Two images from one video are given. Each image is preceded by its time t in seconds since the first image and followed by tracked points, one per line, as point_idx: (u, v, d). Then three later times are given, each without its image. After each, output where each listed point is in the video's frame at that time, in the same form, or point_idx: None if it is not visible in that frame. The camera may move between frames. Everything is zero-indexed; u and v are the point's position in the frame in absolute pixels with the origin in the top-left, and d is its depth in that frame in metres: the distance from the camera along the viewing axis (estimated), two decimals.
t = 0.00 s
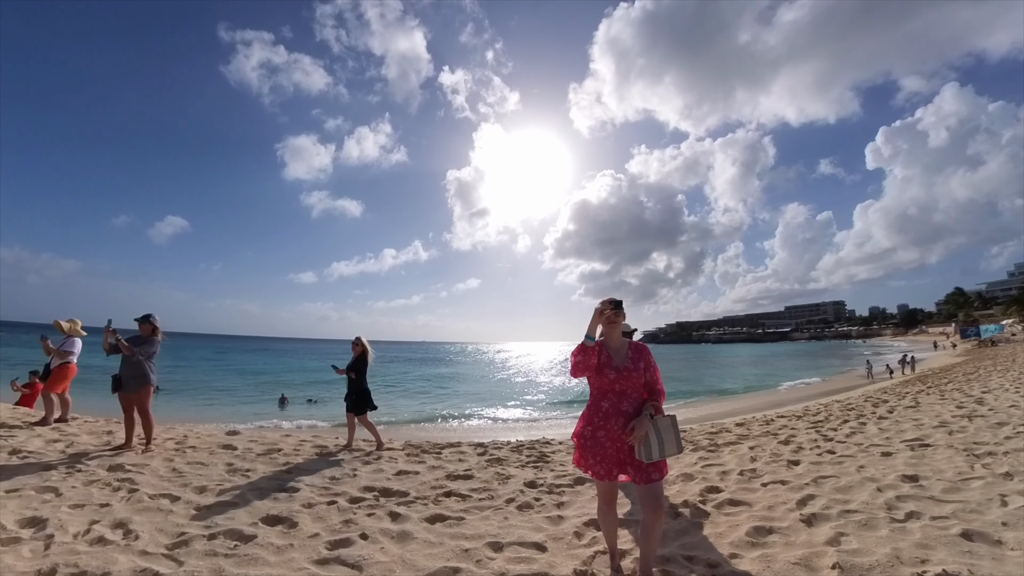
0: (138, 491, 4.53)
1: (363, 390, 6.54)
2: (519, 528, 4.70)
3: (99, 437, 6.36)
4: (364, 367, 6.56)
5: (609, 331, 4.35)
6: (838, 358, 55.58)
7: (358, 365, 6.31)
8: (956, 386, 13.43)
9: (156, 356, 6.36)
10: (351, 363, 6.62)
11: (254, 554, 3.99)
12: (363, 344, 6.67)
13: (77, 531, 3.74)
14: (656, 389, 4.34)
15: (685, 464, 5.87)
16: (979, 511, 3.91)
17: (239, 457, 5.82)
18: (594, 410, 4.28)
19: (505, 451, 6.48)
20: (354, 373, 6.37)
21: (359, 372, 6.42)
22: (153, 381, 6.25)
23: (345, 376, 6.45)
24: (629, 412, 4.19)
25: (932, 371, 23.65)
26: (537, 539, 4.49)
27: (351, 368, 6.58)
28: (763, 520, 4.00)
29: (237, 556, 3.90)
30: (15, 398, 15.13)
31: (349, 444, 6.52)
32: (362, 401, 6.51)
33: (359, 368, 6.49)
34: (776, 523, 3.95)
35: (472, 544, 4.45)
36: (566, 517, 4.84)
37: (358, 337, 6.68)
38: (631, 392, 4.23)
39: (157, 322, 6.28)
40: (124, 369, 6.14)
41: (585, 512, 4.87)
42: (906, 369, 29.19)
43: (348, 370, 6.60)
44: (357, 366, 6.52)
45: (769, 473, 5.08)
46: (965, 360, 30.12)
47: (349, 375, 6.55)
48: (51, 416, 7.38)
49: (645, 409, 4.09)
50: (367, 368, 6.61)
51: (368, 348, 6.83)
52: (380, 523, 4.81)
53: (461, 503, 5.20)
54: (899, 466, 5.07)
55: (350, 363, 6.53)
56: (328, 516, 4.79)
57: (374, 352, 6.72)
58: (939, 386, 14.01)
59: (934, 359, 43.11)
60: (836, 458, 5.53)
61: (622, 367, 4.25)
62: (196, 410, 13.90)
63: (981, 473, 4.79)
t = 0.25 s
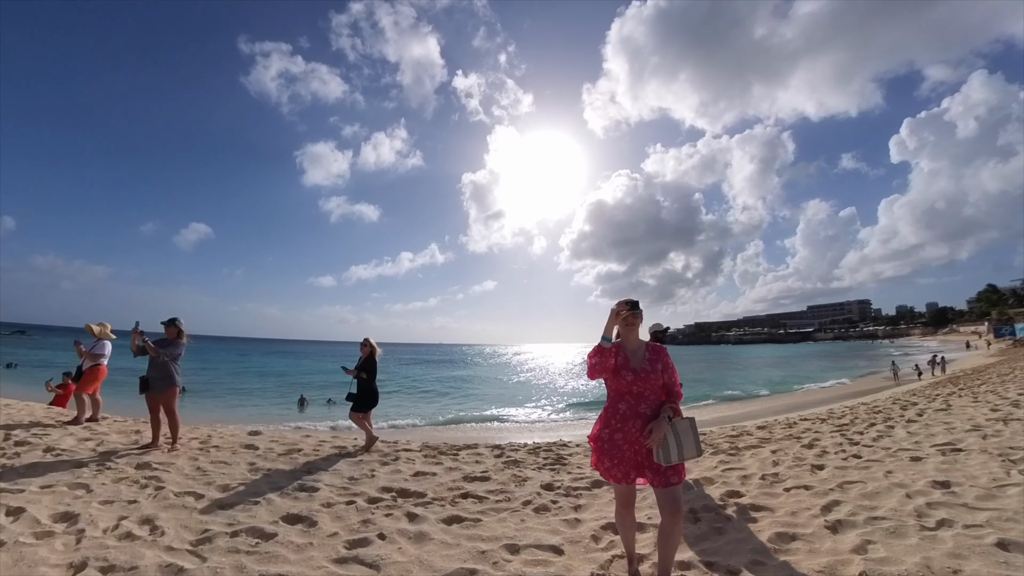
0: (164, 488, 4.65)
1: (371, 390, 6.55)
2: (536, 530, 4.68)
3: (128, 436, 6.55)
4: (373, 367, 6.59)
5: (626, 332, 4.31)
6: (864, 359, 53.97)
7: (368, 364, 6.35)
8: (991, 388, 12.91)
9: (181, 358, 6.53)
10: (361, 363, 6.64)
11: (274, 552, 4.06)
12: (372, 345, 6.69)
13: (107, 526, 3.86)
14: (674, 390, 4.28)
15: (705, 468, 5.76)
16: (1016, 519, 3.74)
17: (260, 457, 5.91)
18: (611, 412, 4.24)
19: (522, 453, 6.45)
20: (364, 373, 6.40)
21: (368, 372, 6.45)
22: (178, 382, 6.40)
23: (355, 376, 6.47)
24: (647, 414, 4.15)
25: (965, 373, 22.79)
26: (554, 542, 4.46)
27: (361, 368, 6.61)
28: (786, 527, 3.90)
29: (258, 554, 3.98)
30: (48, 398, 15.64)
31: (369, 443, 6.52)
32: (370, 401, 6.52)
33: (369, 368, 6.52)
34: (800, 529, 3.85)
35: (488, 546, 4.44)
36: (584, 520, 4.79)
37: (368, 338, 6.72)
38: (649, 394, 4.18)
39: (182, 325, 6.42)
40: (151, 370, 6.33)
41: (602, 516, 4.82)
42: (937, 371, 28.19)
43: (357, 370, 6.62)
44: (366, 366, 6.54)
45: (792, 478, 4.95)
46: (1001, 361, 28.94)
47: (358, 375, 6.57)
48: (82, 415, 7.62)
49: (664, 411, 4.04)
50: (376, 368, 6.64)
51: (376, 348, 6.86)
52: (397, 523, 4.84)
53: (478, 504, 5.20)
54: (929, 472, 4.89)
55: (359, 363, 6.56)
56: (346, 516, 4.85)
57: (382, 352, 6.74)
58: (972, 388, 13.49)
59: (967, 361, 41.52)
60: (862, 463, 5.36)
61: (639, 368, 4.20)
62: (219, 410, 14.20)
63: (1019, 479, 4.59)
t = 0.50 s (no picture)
0: (185, 486, 4.75)
1: (379, 392, 6.56)
2: (551, 533, 4.66)
3: (151, 436, 6.69)
4: (380, 369, 6.61)
5: (641, 333, 4.28)
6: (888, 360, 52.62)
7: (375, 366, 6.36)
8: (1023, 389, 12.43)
9: (197, 360, 6.66)
10: (368, 366, 6.66)
11: (291, 551, 4.12)
12: (379, 347, 6.72)
13: (130, 522, 3.95)
14: (690, 392, 4.23)
15: (722, 472, 5.66)
16: None
17: (278, 458, 5.98)
18: (626, 413, 4.20)
19: (537, 455, 6.41)
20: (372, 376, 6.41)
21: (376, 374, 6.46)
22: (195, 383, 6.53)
23: (362, 379, 6.49)
24: (663, 416, 4.10)
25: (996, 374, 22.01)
26: (569, 545, 4.43)
27: (369, 370, 6.62)
28: (806, 532, 3.81)
29: (275, 553, 4.04)
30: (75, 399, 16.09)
31: (383, 444, 6.52)
32: (378, 404, 6.54)
33: (376, 370, 6.54)
34: (820, 535, 3.76)
35: (502, 548, 4.44)
36: (599, 523, 4.75)
37: (374, 341, 6.75)
38: (665, 396, 4.14)
39: (197, 328, 6.54)
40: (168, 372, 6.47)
41: (618, 519, 4.77)
42: (966, 372, 27.26)
43: (364, 373, 6.63)
44: (373, 369, 6.56)
45: (812, 482, 4.84)
46: None
47: (366, 378, 6.58)
48: (107, 415, 7.82)
49: (680, 413, 3.99)
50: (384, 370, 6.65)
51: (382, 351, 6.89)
52: (412, 523, 4.87)
53: (492, 506, 5.19)
54: (957, 477, 4.73)
55: (366, 366, 6.58)
56: (362, 516, 4.89)
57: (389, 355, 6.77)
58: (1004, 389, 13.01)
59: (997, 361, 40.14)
60: (885, 467, 5.21)
61: (655, 370, 4.16)
62: (237, 412, 14.42)
63: None
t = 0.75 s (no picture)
0: (210, 484, 4.87)
1: (386, 394, 6.61)
2: (568, 535, 4.63)
3: (177, 435, 6.89)
4: (386, 372, 6.65)
5: (660, 333, 4.24)
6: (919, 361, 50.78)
7: (380, 369, 6.39)
8: None
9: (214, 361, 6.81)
10: (374, 369, 6.71)
11: (311, 548, 4.19)
12: (385, 350, 6.79)
13: (158, 517, 4.08)
14: (711, 393, 4.17)
15: (744, 475, 5.54)
16: None
17: (299, 457, 6.08)
18: (645, 414, 4.16)
19: (554, 456, 6.37)
20: (378, 378, 6.45)
21: (383, 377, 6.49)
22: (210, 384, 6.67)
23: (369, 382, 6.54)
24: (683, 418, 4.05)
25: None
26: (586, 547, 4.40)
27: (375, 373, 6.65)
28: (831, 538, 3.70)
29: (296, 550, 4.12)
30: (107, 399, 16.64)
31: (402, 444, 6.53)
32: (386, 406, 6.58)
33: (383, 373, 6.58)
34: (846, 541, 3.64)
35: (520, 548, 4.43)
36: (617, 526, 4.69)
37: (380, 344, 6.80)
38: (684, 397, 4.08)
39: (214, 332, 6.68)
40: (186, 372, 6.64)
41: (636, 522, 4.71)
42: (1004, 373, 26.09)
43: (371, 376, 6.66)
44: (379, 371, 6.60)
45: (837, 487, 4.70)
46: None
47: (373, 380, 6.62)
48: (136, 415, 8.07)
49: (700, 414, 3.93)
50: (390, 373, 6.69)
51: (388, 354, 6.95)
52: (430, 523, 4.90)
53: (509, 507, 5.19)
54: (992, 483, 4.53)
55: (372, 368, 6.62)
56: (380, 515, 4.94)
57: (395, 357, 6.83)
58: None
59: None
60: (916, 471, 5.02)
61: (674, 370, 4.11)
62: (260, 412, 14.71)
63: None
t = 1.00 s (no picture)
0: (231, 481, 4.99)
1: (390, 393, 6.53)
2: (584, 536, 4.59)
3: (200, 434, 7.06)
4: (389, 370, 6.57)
5: (677, 333, 4.19)
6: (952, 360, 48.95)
7: (383, 368, 6.31)
8: None
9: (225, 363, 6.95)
10: (377, 367, 6.63)
11: (329, 546, 4.26)
12: (387, 347, 6.71)
13: (181, 514, 4.20)
14: (729, 394, 4.09)
15: (763, 477, 5.41)
16: None
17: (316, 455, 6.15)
18: (662, 415, 4.11)
19: (570, 457, 6.32)
20: (381, 376, 6.38)
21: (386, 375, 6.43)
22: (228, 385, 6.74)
23: (372, 380, 6.46)
24: (700, 418, 3.99)
25: None
26: (602, 549, 4.36)
27: (378, 371, 6.58)
28: (854, 543, 3.58)
29: (314, 547, 4.20)
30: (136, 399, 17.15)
31: (417, 444, 6.54)
32: (390, 404, 6.52)
33: (386, 371, 6.51)
34: (870, 547, 3.52)
35: (535, 549, 4.42)
36: (633, 527, 4.63)
37: (382, 342, 6.72)
38: (702, 398, 4.02)
39: (227, 333, 6.86)
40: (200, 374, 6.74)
41: (652, 524, 4.65)
42: None
43: (374, 374, 6.59)
44: (382, 369, 6.52)
45: (861, 490, 4.56)
46: None
47: (375, 379, 6.55)
48: (161, 414, 8.29)
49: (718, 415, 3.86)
50: (393, 371, 6.62)
51: (390, 351, 6.87)
52: (445, 523, 4.92)
53: (524, 507, 5.18)
54: None
55: (375, 367, 6.55)
56: (396, 514, 4.99)
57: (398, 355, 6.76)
58: None
59: None
60: (944, 475, 4.84)
61: (692, 370, 4.05)
62: (279, 412, 14.95)
63: None
